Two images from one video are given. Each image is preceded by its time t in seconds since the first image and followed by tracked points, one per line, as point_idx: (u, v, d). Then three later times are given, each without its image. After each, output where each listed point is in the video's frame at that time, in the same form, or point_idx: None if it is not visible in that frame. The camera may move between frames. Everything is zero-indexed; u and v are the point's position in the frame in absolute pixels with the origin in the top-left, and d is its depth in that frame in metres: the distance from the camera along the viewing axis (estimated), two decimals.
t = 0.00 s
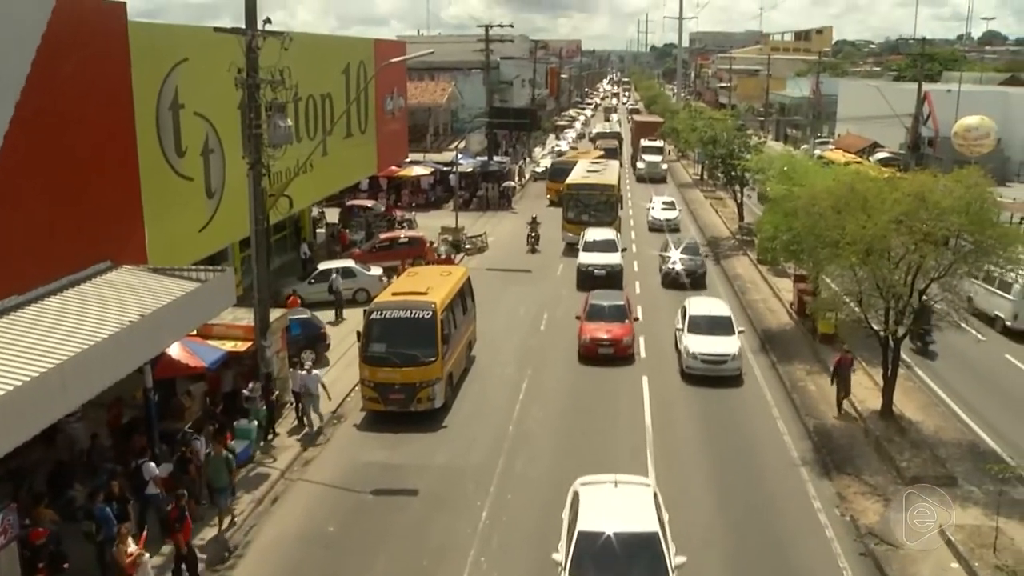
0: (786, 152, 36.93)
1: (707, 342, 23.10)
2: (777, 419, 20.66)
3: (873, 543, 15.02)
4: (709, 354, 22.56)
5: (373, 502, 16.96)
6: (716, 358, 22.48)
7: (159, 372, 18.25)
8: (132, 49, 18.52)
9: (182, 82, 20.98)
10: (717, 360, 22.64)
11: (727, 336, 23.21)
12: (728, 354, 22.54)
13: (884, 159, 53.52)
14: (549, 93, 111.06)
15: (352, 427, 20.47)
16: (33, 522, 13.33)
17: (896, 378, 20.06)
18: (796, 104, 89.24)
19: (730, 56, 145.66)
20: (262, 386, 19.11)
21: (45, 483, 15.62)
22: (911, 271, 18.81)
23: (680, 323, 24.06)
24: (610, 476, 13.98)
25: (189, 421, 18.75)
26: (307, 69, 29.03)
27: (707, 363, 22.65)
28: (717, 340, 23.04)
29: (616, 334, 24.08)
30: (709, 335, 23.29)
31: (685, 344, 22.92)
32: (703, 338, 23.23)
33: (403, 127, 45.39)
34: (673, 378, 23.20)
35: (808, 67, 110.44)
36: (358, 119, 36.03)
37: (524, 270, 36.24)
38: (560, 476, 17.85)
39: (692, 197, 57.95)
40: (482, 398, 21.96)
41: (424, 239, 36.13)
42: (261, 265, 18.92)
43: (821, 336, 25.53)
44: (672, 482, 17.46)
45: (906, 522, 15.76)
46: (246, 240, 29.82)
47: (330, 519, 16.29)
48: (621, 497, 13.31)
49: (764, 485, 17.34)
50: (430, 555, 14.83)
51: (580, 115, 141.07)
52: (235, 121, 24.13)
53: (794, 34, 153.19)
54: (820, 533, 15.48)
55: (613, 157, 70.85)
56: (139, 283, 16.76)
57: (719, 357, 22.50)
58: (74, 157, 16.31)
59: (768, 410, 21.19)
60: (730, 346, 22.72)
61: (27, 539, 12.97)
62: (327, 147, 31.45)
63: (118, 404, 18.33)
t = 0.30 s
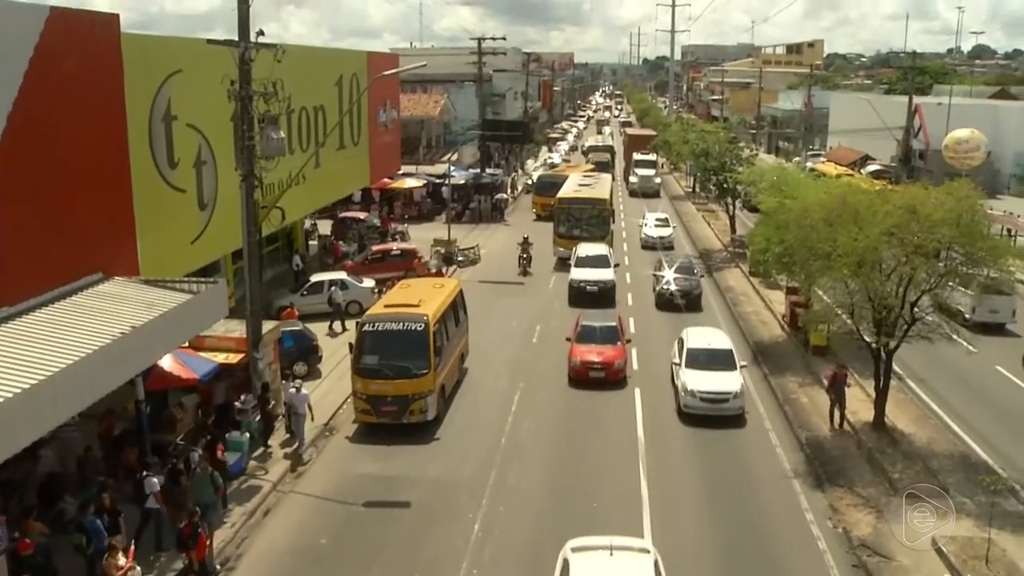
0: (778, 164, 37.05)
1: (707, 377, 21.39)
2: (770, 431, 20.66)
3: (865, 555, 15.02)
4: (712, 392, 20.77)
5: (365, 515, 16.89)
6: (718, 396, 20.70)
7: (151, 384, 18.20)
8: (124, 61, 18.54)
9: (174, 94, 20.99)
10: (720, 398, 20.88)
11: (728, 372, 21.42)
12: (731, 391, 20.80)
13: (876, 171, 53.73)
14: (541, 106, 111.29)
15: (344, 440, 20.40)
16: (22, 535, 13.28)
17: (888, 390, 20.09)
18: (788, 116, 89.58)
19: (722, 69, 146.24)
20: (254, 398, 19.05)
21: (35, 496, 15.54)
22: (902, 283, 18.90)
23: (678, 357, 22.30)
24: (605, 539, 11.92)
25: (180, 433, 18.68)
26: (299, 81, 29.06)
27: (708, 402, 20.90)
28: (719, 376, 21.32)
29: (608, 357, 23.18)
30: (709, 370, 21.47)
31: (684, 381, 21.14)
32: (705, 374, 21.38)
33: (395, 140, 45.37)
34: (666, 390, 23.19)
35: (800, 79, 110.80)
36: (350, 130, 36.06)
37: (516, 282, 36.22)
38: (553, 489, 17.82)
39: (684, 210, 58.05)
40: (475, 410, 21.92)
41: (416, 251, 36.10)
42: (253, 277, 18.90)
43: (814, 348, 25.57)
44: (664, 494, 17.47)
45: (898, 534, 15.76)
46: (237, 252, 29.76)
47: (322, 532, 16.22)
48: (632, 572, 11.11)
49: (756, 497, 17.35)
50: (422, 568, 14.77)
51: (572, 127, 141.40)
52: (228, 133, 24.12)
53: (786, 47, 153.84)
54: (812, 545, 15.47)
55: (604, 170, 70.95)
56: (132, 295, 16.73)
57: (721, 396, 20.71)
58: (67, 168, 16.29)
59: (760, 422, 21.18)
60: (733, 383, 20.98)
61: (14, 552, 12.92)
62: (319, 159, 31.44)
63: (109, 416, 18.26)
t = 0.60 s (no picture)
0: (780, 171, 36.64)
1: (717, 419, 19.07)
2: (773, 444, 20.19)
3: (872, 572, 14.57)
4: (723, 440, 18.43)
5: (356, 530, 16.44)
6: (729, 442, 18.43)
7: (139, 396, 17.80)
8: (112, 65, 18.19)
9: (164, 100, 20.62)
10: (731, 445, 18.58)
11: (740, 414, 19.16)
12: (744, 437, 18.51)
13: (881, 178, 53.32)
14: (539, 111, 110.98)
15: (336, 453, 19.97)
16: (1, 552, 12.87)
17: (893, 402, 19.63)
18: (790, 122, 89.19)
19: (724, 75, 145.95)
20: (245, 411, 18.65)
21: (17, 511, 15.12)
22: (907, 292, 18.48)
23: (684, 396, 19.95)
24: None
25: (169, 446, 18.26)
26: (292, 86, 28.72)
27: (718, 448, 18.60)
28: (730, 419, 18.98)
29: (605, 381, 21.86)
30: (719, 413, 19.20)
31: (692, 427, 18.77)
32: (714, 417, 19.09)
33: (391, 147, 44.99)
34: (664, 402, 22.76)
35: (803, 84, 110.35)
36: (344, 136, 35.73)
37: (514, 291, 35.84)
38: (550, 502, 17.37)
39: (686, 218, 57.72)
40: (470, 423, 21.48)
41: (409, 259, 35.72)
42: (244, 286, 18.51)
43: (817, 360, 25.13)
44: (664, 508, 17.03)
45: (905, 549, 15.31)
46: (229, 261, 29.33)
47: (313, 547, 15.80)
48: None
49: (759, 511, 16.89)
50: None
51: (571, 133, 140.97)
52: (219, 139, 23.77)
53: (789, 51, 153.59)
54: (817, 561, 15.02)
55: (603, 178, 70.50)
56: (121, 305, 16.35)
57: (732, 441, 18.45)
58: (52, 175, 15.92)
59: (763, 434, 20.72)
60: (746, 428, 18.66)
61: None
62: (312, 166, 31.07)
63: (96, 429, 17.84)
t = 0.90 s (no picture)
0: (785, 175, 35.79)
1: (733, 472, 16.19)
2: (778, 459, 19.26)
3: None
4: (738, 498, 15.54)
5: (341, 550, 15.55)
6: (746, 502, 15.53)
7: (114, 410, 16.92)
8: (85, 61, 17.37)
9: (140, 98, 19.80)
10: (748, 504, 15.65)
11: (759, 467, 16.26)
12: (763, 496, 15.62)
13: (891, 182, 52.40)
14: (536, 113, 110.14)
15: (321, 469, 19.10)
16: None
17: (905, 416, 18.72)
18: (795, 125, 88.30)
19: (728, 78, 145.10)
20: (225, 425, 17.78)
21: None
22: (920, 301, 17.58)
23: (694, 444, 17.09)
24: None
25: (144, 462, 17.38)
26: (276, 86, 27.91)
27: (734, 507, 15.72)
28: (748, 473, 16.09)
29: (602, 408, 20.03)
30: (734, 465, 16.33)
31: (702, 482, 15.91)
32: (730, 471, 16.17)
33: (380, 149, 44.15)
34: (663, 415, 21.87)
35: (809, 86, 109.33)
36: (330, 138, 34.91)
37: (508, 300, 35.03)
38: (545, 521, 16.47)
39: (688, 224, 56.91)
40: (462, 437, 20.61)
41: (399, 266, 34.90)
42: (225, 293, 17.67)
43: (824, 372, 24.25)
44: (665, 528, 16.12)
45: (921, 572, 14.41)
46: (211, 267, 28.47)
47: (294, 569, 14.92)
48: None
49: (765, 531, 15.98)
50: None
51: (568, 136, 140.06)
52: (201, 141, 22.95)
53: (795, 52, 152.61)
54: None
55: (600, 182, 69.52)
56: (95, 313, 15.49)
57: (751, 501, 15.55)
58: (19, 175, 15.08)
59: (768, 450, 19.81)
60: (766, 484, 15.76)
61: None
62: (297, 170, 30.25)
63: (67, 444, 16.96)
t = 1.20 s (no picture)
0: (790, 184, 34.99)
1: (749, 546, 14.01)
2: (782, 480, 18.39)
3: None
4: None
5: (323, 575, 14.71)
6: None
7: (85, 427, 16.09)
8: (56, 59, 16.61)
9: (115, 99, 19.04)
10: None
11: (780, 540, 14.08)
12: None
13: (902, 190, 51.53)
14: (530, 119, 109.37)
15: (304, 489, 18.25)
16: None
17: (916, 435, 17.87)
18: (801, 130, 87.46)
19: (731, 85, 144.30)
20: (203, 443, 16.96)
21: None
22: (931, 314, 16.75)
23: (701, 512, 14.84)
24: None
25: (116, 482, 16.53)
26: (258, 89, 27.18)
27: None
28: (767, 548, 13.93)
29: (597, 442, 18.27)
30: (752, 537, 14.13)
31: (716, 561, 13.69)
32: (748, 546, 13.97)
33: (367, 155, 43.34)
34: (661, 434, 21.02)
35: (816, 89, 108.23)
36: (315, 143, 34.14)
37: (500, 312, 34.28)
38: (538, 543, 15.63)
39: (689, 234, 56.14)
40: (452, 455, 19.76)
41: (386, 276, 34.15)
42: (204, 305, 16.85)
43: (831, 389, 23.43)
44: (666, 553, 15.27)
45: None
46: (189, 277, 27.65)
47: None
48: None
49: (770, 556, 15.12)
50: None
51: (562, 141, 139.26)
52: (179, 145, 22.18)
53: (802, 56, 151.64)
54: None
55: (596, 190, 68.76)
56: (67, 325, 14.64)
57: None
58: None
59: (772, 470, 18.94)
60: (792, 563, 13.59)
61: None
62: (280, 176, 29.47)
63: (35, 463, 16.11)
